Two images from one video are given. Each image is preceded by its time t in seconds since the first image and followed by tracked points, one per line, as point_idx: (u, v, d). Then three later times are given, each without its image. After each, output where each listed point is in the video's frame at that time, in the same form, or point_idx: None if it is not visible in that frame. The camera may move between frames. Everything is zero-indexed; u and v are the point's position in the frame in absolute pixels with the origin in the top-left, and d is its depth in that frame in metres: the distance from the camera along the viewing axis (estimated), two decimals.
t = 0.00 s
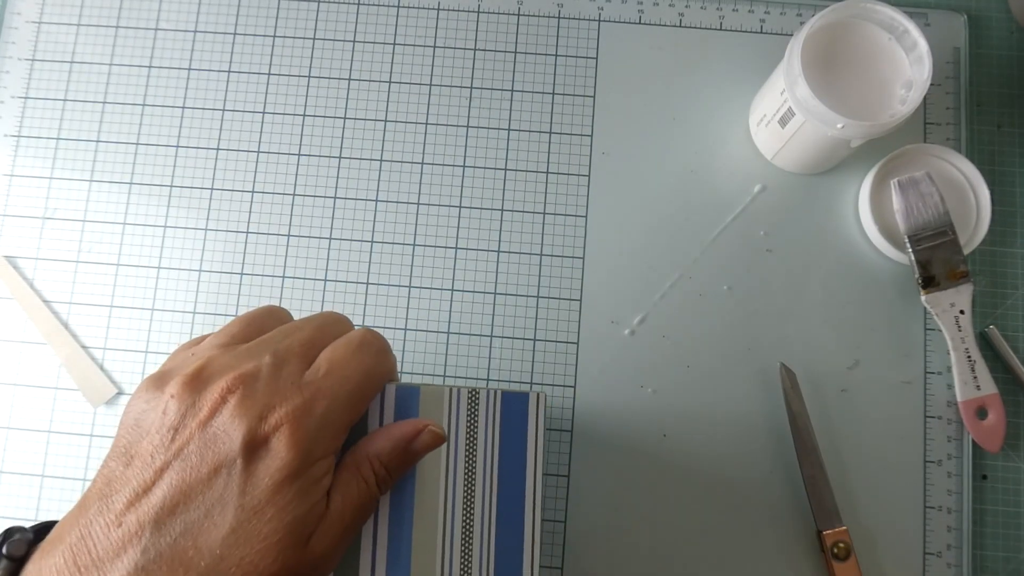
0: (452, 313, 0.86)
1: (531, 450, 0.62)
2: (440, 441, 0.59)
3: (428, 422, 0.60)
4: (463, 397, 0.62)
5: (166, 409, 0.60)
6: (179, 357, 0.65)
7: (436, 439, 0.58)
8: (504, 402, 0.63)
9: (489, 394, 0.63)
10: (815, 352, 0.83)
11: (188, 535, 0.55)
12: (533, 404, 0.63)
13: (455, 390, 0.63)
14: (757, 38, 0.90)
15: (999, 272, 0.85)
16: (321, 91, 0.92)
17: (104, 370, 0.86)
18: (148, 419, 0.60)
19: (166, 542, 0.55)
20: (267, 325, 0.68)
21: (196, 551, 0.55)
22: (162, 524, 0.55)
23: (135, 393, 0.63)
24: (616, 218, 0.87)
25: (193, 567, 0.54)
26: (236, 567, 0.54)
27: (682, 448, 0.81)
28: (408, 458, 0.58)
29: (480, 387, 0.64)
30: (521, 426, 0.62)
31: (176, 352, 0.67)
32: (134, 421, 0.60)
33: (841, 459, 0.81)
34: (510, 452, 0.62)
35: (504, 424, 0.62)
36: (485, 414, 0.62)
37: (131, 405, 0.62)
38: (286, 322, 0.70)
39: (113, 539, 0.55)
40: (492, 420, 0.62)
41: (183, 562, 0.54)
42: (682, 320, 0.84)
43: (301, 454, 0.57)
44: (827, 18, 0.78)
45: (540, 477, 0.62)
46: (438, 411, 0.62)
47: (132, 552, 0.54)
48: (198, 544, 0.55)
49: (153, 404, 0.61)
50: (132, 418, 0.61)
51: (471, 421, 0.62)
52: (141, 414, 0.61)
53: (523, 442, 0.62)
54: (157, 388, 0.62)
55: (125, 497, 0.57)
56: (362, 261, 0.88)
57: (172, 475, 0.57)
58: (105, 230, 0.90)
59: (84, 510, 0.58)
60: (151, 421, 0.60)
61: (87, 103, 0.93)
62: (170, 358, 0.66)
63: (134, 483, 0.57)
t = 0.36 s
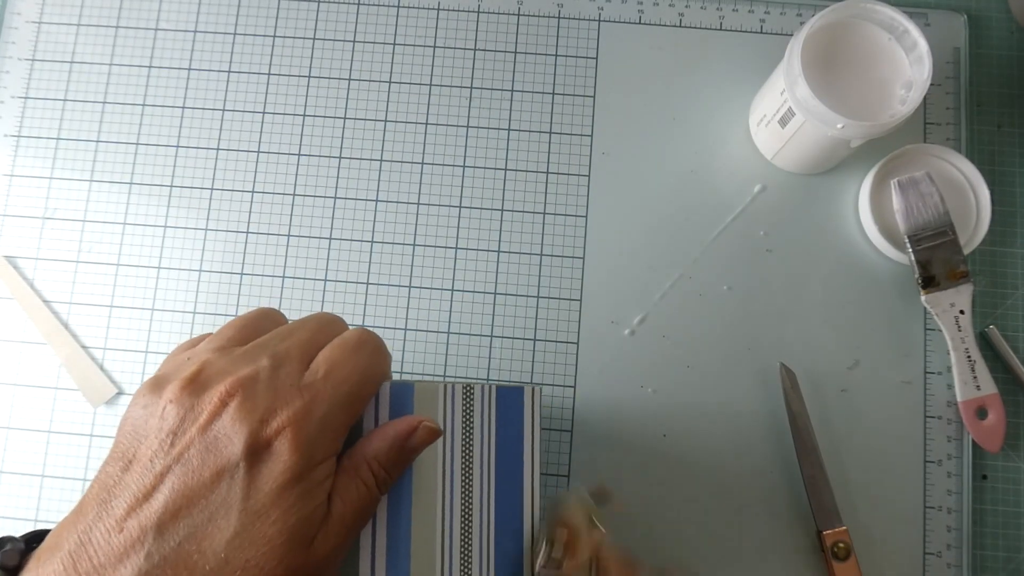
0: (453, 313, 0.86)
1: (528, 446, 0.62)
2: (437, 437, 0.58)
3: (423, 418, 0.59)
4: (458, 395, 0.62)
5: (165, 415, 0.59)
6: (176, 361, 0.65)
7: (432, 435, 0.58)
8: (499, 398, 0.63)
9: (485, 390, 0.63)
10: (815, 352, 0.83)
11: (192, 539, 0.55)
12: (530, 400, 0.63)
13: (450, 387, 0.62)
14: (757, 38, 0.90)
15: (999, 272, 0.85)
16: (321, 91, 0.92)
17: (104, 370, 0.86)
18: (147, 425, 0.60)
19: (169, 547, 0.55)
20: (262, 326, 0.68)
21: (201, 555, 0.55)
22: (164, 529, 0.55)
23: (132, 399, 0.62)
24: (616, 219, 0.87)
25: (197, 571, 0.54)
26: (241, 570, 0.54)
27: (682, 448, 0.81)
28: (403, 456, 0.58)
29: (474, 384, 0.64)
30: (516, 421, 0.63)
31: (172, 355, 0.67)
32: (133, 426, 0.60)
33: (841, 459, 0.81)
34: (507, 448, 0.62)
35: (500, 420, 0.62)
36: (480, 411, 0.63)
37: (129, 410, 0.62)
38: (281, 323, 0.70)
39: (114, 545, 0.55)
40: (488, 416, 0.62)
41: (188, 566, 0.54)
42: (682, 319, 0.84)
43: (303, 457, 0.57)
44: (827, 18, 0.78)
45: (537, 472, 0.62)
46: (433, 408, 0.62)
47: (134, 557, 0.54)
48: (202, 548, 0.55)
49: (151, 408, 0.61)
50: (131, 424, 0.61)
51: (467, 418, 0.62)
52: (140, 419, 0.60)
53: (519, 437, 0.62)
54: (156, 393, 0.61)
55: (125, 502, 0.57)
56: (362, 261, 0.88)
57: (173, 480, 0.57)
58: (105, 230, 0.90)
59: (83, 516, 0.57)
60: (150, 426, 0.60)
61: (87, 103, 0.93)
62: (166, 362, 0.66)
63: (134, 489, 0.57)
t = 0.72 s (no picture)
0: (452, 313, 0.86)
1: (531, 448, 0.62)
2: (440, 438, 0.58)
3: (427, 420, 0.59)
4: (462, 396, 0.63)
5: (170, 415, 0.60)
6: (180, 362, 0.65)
7: (436, 437, 0.58)
8: (503, 400, 0.63)
9: (489, 392, 0.63)
10: (815, 352, 0.83)
11: (196, 540, 0.55)
12: (533, 402, 0.63)
13: (454, 388, 0.63)
14: (757, 38, 0.90)
15: (999, 272, 0.85)
16: (321, 91, 0.92)
17: (104, 370, 0.86)
18: (152, 425, 0.60)
19: (173, 547, 0.55)
20: (267, 326, 0.68)
21: (204, 556, 0.55)
22: (168, 530, 0.55)
23: (137, 399, 0.63)
24: (616, 219, 0.87)
25: (201, 572, 0.54)
26: (245, 571, 0.54)
27: (682, 448, 0.81)
28: (408, 457, 0.58)
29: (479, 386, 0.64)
30: (520, 424, 0.62)
31: (176, 355, 0.67)
32: (137, 426, 0.60)
33: (841, 458, 0.81)
34: (510, 450, 0.62)
35: (504, 422, 0.62)
36: (485, 413, 0.63)
37: (134, 410, 0.62)
38: (284, 323, 0.70)
39: (117, 545, 0.55)
40: (492, 418, 0.62)
41: (191, 566, 0.54)
42: (682, 319, 0.84)
43: (308, 457, 0.57)
44: (827, 18, 0.78)
45: (540, 475, 0.62)
46: (437, 410, 0.62)
47: (136, 558, 0.54)
48: (206, 548, 0.55)
49: (156, 408, 0.61)
50: (136, 424, 0.61)
51: (471, 420, 0.62)
52: (144, 419, 0.61)
53: (523, 440, 0.62)
54: (160, 393, 0.62)
55: (129, 503, 0.57)
56: (362, 261, 0.88)
57: (177, 480, 0.57)
58: (105, 230, 0.90)
59: (86, 516, 0.57)
60: (154, 426, 0.60)
61: (87, 103, 0.93)
62: (170, 362, 0.66)
63: (138, 489, 0.57)
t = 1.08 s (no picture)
0: (452, 313, 0.86)
1: (530, 446, 0.62)
2: (439, 435, 0.58)
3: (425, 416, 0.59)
4: (460, 395, 0.62)
5: (168, 414, 0.59)
6: (177, 362, 0.65)
7: (434, 433, 0.58)
8: (502, 398, 0.63)
9: (487, 391, 0.63)
10: (815, 352, 0.83)
11: (195, 538, 0.55)
12: (531, 399, 0.63)
13: (452, 387, 0.62)
14: (757, 38, 0.90)
15: (999, 272, 0.85)
16: (321, 91, 0.92)
17: (104, 370, 0.86)
18: (150, 425, 0.60)
19: (172, 546, 0.55)
20: (264, 325, 0.68)
21: (204, 554, 0.55)
22: (167, 529, 0.55)
23: (134, 399, 0.62)
24: (616, 219, 0.87)
25: (201, 570, 0.54)
26: (245, 568, 0.54)
27: (682, 448, 0.81)
28: (406, 454, 0.58)
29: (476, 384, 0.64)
30: (518, 422, 0.63)
31: (173, 356, 0.67)
32: (135, 426, 0.60)
33: (841, 458, 0.81)
34: (509, 449, 0.62)
35: (502, 421, 0.62)
36: (483, 411, 0.63)
37: (131, 410, 0.62)
38: (282, 322, 0.70)
39: (116, 545, 0.55)
40: (490, 417, 0.63)
41: (191, 565, 0.54)
42: (682, 319, 0.84)
43: (306, 455, 0.57)
44: (827, 18, 0.78)
45: (539, 473, 0.62)
46: (436, 409, 0.62)
47: (136, 557, 0.54)
48: (206, 547, 0.55)
49: (154, 408, 0.61)
50: (133, 424, 0.61)
51: (470, 419, 0.62)
52: (142, 419, 0.60)
53: (521, 438, 0.62)
54: (158, 394, 0.61)
55: (127, 503, 0.56)
56: (362, 261, 0.88)
57: (176, 480, 0.57)
58: (105, 230, 0.90)
59: (83, 517, 0.57)
60: (151, 426, 0.60)
61: (87, 103, 0.93)
62: (168, 362, 0.66)
63: (136, 489, 0.57)
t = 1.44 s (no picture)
0: (453, 313, 0.86)
1: (530, 446, 0.62)
2: (427, 441, 0.58)
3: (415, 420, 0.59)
4: (460, 395, 0.62)
5: (166, 415, 0.60)
6: (177, 362, 0.65)
7: (421, 438, 0.57)
8: (502, 398, 0.63)
9: (487, 391, 0.63)
10: (815, 352, 0.83)
11: (189, 539, 0.55)
12: (531, 399, 0.63)
13: (452, 387, 0.62)
14: (757, 38, 0.90)
15: (999, 272, 0.85)
16: (321, 91, 0.92)
17: (104, 370, 0.86)
18: (148, 425, 0.60)
19: (167, 547, 0.55)
20: (264, 326, 0.68)
21: (197, 555, 0.54)
22: (161, 529, 0.55)
23: (133, 400, 0.62)
24: (616, 219, 0.87)
25: (194, 571, 0.54)
26: (238, 569, 0.54)
27: (682, 448, 0.81)
28: (395, 458, 0.58)
29: (476, 385, 0.64)
30: (519, 422, 0.63)
31: (173, 356, 0.67)
32: (133, 427, 0.60)
33: (841, 458, 0.81)
34: (510, 448, 0.62)
35: (503, 421, 0.62)
36: (483, 411, 0.63)
37: (130, 411, 0.62)
38: (282, 323, 0.70)
39: (112, 545, 0.55)
40: (490, 417, 0.62)
41: (184, 565, 0.54)
42: (682, 319, 0.84)
43: (302, 457, 0.57)
44: (827, 18, 0.78)
45: (539, 472, 0.62)
46: (436, 410, 0.62)
47: (131, 558, 0.54)
48: (199, 548, 0.55)
49: (152, 409, 0.61)
50: (131, 424, 0.61)
51: (470, 419, 0.62)
52: (140, 420, 0.61)
53: (521, 438, 0.62)
54: (157, 394, 0.62)
55: (124, 503, 0.57)
56: (362, 261, 0.88)
57: (172, 480, 0.57)
58: (105, 230, 0.90)
59: (81, 516, 0.57)
60: (150, 426, 0.60)
61: (87, 102, 0.93)
62: (167, 362, 0.66)
63: (133, 489, 0.57)
